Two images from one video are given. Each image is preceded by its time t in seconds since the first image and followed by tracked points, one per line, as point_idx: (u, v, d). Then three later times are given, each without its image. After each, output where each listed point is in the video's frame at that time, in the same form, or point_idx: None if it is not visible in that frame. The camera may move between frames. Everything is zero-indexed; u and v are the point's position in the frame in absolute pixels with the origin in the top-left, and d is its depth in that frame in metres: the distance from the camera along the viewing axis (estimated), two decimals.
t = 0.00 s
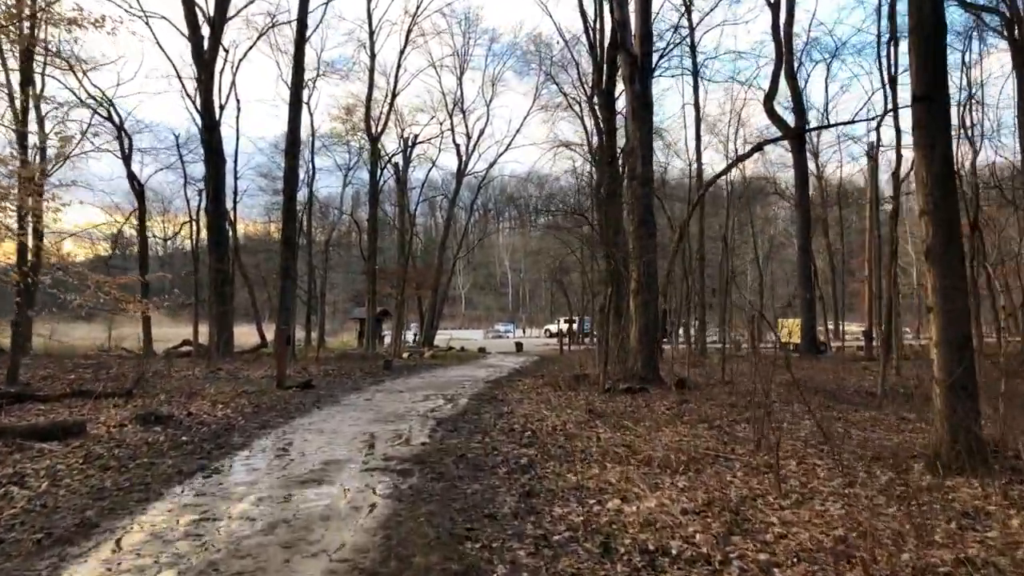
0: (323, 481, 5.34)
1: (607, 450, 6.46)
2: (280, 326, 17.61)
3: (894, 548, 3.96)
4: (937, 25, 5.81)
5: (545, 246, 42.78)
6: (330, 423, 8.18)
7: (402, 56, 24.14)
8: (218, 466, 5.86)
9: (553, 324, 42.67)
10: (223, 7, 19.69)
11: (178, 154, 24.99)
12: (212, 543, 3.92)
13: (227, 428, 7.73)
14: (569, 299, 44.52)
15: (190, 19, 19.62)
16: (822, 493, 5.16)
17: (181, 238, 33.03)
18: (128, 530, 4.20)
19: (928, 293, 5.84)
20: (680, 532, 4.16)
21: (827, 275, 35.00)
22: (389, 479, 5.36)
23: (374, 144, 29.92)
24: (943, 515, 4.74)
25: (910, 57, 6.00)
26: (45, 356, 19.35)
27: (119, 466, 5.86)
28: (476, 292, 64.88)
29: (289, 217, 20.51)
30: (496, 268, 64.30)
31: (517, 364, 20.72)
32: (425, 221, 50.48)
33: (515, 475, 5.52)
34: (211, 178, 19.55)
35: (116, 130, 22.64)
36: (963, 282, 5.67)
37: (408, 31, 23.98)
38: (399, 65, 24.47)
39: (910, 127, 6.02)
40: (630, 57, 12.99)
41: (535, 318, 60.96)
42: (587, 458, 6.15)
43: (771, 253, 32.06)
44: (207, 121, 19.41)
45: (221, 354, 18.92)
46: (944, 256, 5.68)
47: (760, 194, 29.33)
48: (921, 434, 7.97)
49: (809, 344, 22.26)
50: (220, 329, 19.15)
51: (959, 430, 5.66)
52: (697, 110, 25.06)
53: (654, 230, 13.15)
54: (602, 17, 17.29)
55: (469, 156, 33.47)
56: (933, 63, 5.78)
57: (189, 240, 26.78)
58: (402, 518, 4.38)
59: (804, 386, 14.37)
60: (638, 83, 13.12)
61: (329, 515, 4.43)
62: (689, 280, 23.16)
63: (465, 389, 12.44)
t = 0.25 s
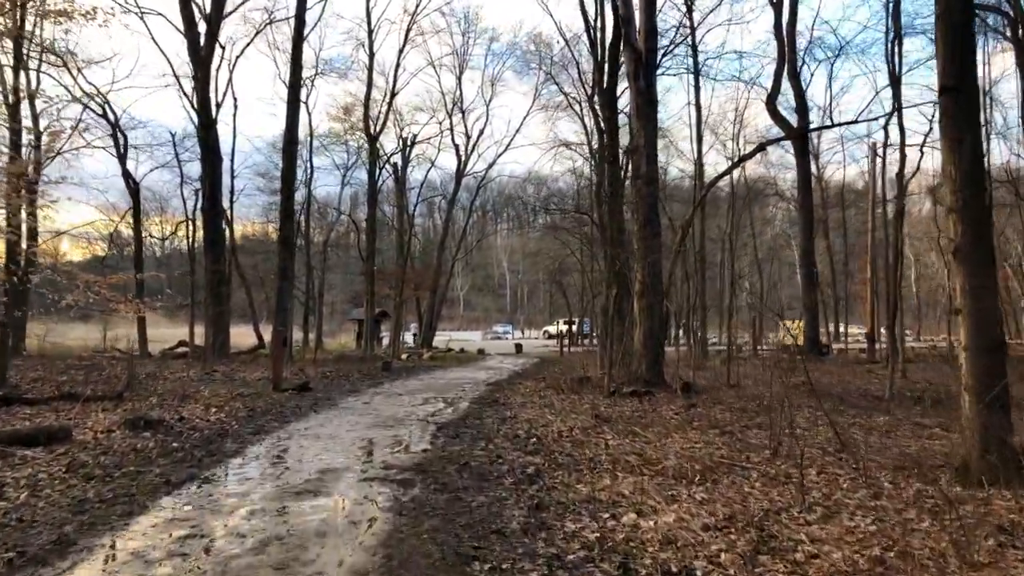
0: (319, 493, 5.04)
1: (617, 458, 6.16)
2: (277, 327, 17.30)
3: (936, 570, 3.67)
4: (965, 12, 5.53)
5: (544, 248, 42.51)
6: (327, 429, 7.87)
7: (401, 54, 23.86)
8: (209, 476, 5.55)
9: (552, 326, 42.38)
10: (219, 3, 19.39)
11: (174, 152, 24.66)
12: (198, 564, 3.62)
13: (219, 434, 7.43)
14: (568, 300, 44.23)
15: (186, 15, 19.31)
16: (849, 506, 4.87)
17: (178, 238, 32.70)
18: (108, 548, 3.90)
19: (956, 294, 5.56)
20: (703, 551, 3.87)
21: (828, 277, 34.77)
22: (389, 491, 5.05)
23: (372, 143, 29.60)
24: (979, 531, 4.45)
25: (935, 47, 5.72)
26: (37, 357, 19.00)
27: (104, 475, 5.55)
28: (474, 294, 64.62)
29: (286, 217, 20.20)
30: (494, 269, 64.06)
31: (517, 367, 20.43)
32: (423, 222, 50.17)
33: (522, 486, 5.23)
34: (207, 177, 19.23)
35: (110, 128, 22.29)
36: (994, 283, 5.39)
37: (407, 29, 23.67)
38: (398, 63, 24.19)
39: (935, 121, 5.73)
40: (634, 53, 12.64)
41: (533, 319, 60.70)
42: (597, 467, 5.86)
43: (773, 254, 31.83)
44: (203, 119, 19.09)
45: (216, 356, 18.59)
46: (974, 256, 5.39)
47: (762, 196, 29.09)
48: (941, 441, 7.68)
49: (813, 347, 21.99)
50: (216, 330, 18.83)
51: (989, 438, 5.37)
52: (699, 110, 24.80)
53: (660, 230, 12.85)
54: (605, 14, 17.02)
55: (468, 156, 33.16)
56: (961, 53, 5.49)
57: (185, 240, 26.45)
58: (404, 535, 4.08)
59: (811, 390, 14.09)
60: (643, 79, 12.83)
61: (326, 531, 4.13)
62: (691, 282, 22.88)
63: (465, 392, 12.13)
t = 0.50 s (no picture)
0: (316, 508, 4.75)
1: (627, 468, 5.90)
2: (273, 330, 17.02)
3: None
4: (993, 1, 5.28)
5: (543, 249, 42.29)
6: (324, 436, 7.59)
7: (399, 54, 23.60)
8: (199, 489, 5.27)
9: (551, 328, 42.12)
10: (215, 1, 19.11)
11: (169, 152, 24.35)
12: None
13: (212, 441, 7.15)
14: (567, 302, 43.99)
15: (181, 12, 19.01)
16: (875, 521, 4.62)
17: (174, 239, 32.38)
18: (87, 572, 3.62)
19: (983, 297, 5.31)
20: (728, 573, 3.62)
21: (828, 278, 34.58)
22: (389, 505, 4.78)
23: (370, 144, 29.33)
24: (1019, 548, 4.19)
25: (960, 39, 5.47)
26: (29, 360, 18.69)
27: (88, 488, 5.26)
28: (472, 296, 64.43)
29: (283, 217, 19.92)
30: (492, 271, 63.86)
31: (517, 369, 20.16)
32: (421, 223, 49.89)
33: (529, 499, 4.96)
34: (202, 177, 18.94)
35: (105, 128, 21.99)
36: None
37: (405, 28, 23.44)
38: (396, 63, 23.94)
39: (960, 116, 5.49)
40: (637, 49, 12.36)
41: (531, 321, 60.49)
42: (607, 478, 5.60)
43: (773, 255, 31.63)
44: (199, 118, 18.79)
45: (212, 359, 18.30)
46: (1004, 257, 5.14)
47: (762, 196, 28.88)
48: (959, 448, 7.42)
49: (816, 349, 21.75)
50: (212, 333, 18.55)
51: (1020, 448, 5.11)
52: (700, 109, 24.57)
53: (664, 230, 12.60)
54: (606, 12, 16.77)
55: (467, 157, 32.90)
56: (989, 45, 5.25)
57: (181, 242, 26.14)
58: (407, 556, 3.80)
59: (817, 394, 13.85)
60: (646, 77, 12.56)
61: (322, 552, 3.86)
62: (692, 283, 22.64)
63: (465, 397, 11.86)
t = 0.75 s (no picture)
0: (310, 519, 4.50)
1: (635, 476, 5.65)
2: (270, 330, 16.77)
3: None
4: None
5: (542, 249, 42.04)
6: (320, 441, 7.32)
7: (398, 52, 23.34)
8: (187, 499, 5.01)
9: (551, 328, 41.89)
10: None
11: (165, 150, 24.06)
12: None
13: (204, 447, 6.89)
14: (566, 303, 43.78)
15: (177, 9, 18.73)
16: (903, 534, 4.36)
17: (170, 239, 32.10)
18: None
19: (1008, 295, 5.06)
20: None
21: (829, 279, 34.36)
22: (387, 517, 4.52)
23: (369, 144, 29.06)
24: None
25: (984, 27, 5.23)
26: (22, 361, 18.41)
27: (70, 498, 5.00)
28: (471, 296, 64.17)
29: (280, 217, 19.65)
30: (490, 272, 63.64)
31: (517, 370, 19.90)
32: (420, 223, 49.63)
33: (535, 510, 4.69)
34: (198, 175, 18.67)
35: (99, 126, 21.69)
36: None
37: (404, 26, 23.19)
38: (395, 61, 23.68)
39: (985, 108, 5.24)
40: (641, 45, 12.12)
41: (529, 322, 60.30)
42: (615, 486, 5.34)
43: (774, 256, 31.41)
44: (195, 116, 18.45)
45: (208, 360, 18.03)
46: None
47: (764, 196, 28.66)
48: (976, 453, 7.17)
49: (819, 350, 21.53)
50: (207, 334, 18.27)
51: None
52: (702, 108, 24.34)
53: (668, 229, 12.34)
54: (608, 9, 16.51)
55: (466, 157, 32.65)
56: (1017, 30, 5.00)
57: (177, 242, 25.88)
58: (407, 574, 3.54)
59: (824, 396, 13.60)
60: (650, 73, 12.31)
61: (316, 570, 3.60)
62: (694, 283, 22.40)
63: (466, 399, 11.60)
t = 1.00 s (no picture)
0: (302, 529, 4.17)
1: (648, 480, 5.34)
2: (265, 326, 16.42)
3: None
4: None
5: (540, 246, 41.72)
6: (314, 443, 6.99)
7: (396, 44, 22.97)
8: (171, 505, 4.69)
9: (549, 326, 41.58)
10: None
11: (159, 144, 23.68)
12: None
13: (192, 448, 6.57)
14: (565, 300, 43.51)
15: None
16: (941, 546, 4.04)
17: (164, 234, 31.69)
18: None
19: None
20: None
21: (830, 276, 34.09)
22: (386, 525, 4.20)
23: (366, 138, 28.71)
24: None
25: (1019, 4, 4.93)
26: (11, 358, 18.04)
27: (46, 504, 4.68)
28: (468, 293, 63.82)
29: (276, 211, 19.29)
30: (488, 269, 63.31)
31: (516, 368, 19.59)
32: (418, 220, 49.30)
33: (543, 518, 4.38)
34: (192, 168, 18.30)
35: (91, 118, 21.32)
36: None
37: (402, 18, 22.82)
38: (393, 54, 23.31)
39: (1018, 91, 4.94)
40: (646, 34, 11.81)
41: (527, 319, 60.05)
42: (629, 493, 5.04)
43: (775, 253, 31.14)
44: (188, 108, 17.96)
45: (202, 357, 17.71)
46: None
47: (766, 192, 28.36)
48: (999, 456, 6.88)
49: (821, 348, 21.24)
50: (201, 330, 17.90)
51: None
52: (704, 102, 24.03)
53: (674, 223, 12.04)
54: None
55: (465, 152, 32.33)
56: None
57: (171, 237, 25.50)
58: None
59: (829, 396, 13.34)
60: (655, 63, 12.00)
61: None
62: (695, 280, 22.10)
63: (465, 398, 11.29)
